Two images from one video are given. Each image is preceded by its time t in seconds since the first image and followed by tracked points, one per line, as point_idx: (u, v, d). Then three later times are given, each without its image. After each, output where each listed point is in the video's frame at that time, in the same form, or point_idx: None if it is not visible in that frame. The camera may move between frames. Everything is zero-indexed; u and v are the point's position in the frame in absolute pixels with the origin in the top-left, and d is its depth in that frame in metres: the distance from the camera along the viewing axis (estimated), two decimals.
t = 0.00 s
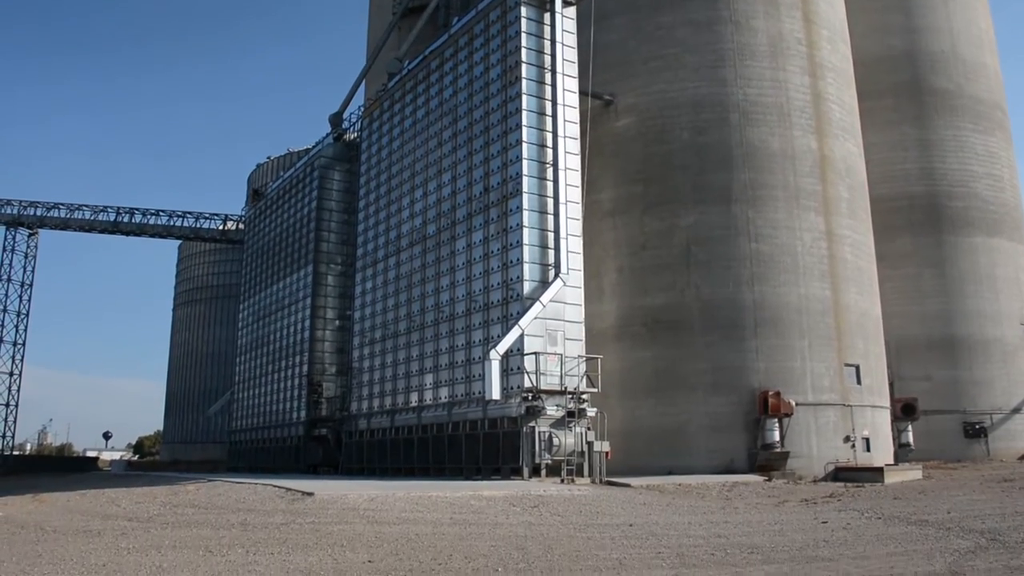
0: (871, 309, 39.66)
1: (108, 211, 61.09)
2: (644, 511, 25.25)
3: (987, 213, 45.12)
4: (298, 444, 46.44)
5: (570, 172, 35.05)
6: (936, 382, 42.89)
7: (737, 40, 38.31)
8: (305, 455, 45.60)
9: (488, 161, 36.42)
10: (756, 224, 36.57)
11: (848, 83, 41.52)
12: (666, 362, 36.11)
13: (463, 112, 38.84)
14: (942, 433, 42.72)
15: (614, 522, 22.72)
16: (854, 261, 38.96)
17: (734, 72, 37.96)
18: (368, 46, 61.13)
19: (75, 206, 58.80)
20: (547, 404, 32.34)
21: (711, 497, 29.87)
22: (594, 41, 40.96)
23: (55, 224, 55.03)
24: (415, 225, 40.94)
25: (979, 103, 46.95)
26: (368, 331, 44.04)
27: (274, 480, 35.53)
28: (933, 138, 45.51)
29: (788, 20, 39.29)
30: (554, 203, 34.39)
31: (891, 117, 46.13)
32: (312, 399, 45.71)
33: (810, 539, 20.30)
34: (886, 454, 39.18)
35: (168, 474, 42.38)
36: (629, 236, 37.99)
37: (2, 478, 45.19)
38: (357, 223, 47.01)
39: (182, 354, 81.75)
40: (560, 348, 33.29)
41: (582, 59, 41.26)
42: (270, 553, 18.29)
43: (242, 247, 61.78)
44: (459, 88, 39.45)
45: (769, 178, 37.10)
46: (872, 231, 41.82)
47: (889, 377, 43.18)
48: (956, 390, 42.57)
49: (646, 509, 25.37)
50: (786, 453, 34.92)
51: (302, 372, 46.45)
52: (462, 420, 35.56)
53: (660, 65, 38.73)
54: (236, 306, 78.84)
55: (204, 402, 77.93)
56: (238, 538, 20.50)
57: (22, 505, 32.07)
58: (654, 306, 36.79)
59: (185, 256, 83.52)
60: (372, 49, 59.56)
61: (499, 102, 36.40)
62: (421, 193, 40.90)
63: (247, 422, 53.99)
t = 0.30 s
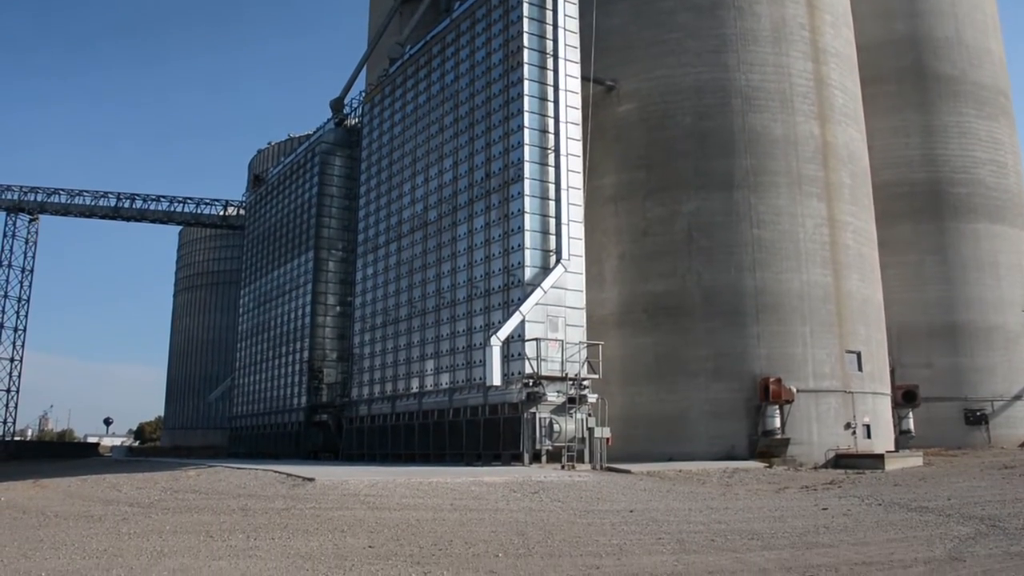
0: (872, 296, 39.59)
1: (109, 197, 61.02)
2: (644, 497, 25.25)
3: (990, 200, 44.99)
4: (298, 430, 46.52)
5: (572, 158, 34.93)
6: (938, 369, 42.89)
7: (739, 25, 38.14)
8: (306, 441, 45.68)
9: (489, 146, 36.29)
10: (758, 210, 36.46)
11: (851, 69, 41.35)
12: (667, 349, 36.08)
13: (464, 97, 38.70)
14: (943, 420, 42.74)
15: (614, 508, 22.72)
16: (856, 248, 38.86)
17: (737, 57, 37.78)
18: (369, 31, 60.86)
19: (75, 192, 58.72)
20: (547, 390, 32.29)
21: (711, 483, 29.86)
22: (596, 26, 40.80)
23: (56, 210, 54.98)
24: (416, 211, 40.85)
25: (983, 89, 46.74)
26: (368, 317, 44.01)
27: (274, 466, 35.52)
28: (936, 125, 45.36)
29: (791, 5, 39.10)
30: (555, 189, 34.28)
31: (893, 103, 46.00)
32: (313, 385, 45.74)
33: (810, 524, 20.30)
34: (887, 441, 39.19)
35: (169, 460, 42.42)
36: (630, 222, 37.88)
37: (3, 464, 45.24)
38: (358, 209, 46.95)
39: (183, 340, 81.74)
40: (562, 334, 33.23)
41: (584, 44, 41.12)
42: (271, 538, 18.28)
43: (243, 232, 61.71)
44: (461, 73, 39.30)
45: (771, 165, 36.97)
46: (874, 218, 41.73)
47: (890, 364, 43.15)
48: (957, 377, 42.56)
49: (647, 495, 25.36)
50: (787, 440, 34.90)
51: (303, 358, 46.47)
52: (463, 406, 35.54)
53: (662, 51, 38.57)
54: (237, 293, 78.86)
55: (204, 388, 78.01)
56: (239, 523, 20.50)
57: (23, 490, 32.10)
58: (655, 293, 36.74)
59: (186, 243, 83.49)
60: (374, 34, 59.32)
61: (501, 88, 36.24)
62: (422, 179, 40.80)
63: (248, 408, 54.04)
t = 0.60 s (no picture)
0: (875, 287, 39.51)
1: (110, 187, 60.96)
2: (646, 488, 25.24)
3: (993, 190, 44.86)
4: (301, 421, 46.58)
5: (574, 149, 34.85)
6: (940, 360, 42.86)
7: (742, 16, 37.99)
8: (308, 432, 45.74)
9: (491, 137, 36.18)
10: (761, 201, 36.35)
11: (854, 59, 41.19)
12: (669, 340, 36.06)
13: (466, 87, 38.57)
14: (946, 411, 42.71)
15: (616, 498, 22.72)
16: (859, 239, 38.76)
17: (740, 47, 37.63)
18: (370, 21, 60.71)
19: (76, 183, 58.64)
20: (550, 381, 32.18)
21: (713, 474, 29.85)
22: (599, 16, 40.66)
23: (57, 200, 54.92)
24: (418, 202, 40.78)
25: (987, 78, 46.57)
26: (370, 308, 43.98)
27: (276, 457, 35.52)
28: (940, 115, 45.21)
29: None
30: (558, 180, 34.19)
31: (897, 93, 45.88)
32: (316, 376, 45.76)
33: (812, 516, 20.29)
34: (889, 433, 39.16)
35: (171, 451, 42.47)
36: (633, 213, 37.80)
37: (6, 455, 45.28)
38: (359, 200, 46.89)
39: (185, 331, 81.75)
40: (563, 325, 33.18)
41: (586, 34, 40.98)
42: (273, 529, 18.26)
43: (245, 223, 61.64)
44: (463, 63, 39.17)
45: (774, 156, 36.85)
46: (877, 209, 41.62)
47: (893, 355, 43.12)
48: (959, 368, 42.52)
49: (649, 486, 25.35)
50: (789, 431, 34.87)
51: (305, 349, 46.48)
52: (465, 397, 35.51)
53: (664, 41, 38.43)
54: (239, 284, 78.83)
55: (206, 380, 78.05)
56: (241, 514, 20.48)
57: (26, 481, 32.14)
58: (657, 284, 36.68)
59: (187, 234, 83.44)
60: (376, 23, 59.11)
61: (503, 78, 36.10)
62: (424, 169, 40.72)
63: (250, 399, 54.06)
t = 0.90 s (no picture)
0: (880, 283, 39.44)
1: (114, 183, 61.05)
2: (651, 483, 25.28)
3: (999, 185, 44.74)
4: (306, 416, 46.69)
5: (578, 144, 34.81)
6: (945, 356, 42.82)
7: (747, 10, 37.89)
8: (313, 427, 45.81)
9: (495, 132, 36.14)
10: (766, 196, 36.28)
11: (860, 53, 41.06)
12: (674, 335, 36.06)
13: (470, 82, 38.53)
14: (951, 407, 42.70)
15: (621, 493, 22.76)
16: (863, 234, 38.68)
17: (745, 42, 37.53)
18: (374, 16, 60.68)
19: (80, 178, 58.72)
20: (554, 377, 32.21)
21: (717, 469, 29.84)
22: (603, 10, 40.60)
23: (61, 196, 55.03)
24: (422, 197, 40.79)
25: (993, 73, 46.42)
26: (375, 304, 44.00)
27: (280, 453, 35.57)
28: (945, 110, 45.08)
29: None
30: (562, 175, 34.14)
31: (902, 88, 45.78)
32: (321, 372, 45.86)
33: (817, 511, 20.30)
34: (894, 428, 39.14)
35: (176, 446, 42.58)
36: (637, 208, 37.78)
37: (11, 450, 45.42)
38: (363, 196, 46.92)
39: (190, 327, 81.89)
40: (568, 321, 33.11)
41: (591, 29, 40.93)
42: (278, 524, 18.30)
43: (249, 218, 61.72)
44: (466, 58, 39.13)
45: (778, 151, 36.77)
46: (882, 203, 41.55)
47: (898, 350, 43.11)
48: (964, 363, 42.47)
49: (654, 482, 25.36)
50: (794, 427, 34.86)
51: (310, 344, 46.55)
52: (470, 392, 35.54)
53: (669, 36, 38.36)
54: (243, 279, 78.93)
55: (211, 375, 78.20)
56: (246, 509, 20.53)
57: (32, 476, 32.27)
58: (661, 279, 36.66)
59: (192, 230, 83.56)
60: (380, 18, 59.05)
61: (507, 72, 36.03)
62: (428, 165, 40.72)
63: (254, 394, 54.18)
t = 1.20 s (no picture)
0: (889, 280, 39.35)
1: (124, 182, 61.33)
2: (661, 482, 25.31)
3: (1009, 182, 44.60)
4: (315, 415, 46.86)
5: (586, 142, 34.83)
6: (955, 353, 42.70)
7: (756, 7, 37.82)
8: (323, 426, 45.98)
9: (503, 130, 36.19)
10: (775, 194, 36.24)
11: (868, 50, 40.93)
12: (683, 334, 36.06)
13: (478, 81, 38.60)
14: (961, 405, 42.62)
15: (630, 492, 22.80)
16: (873, 231, 38.58)
17: (753, 39, 37.47)
18: (382, 15, 60.78)
19: (90, 178, 58.99)
20: (564, 375, 32.29)
21: (727, 468, 29.82)
22: (612, 8, 40.59)
23: (71, 196, 55.31)
24: (431, 196, 40.87)
25: (1003, 69, 46.25)
26: (384, 303, 44.12)
27: (291, 452, 35.73)
28: (955, 106, 44.94)
29: None
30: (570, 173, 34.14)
31: (911, 84, 45.65)
32: (330, 370, 46.05)
33: (827, 509, 20.30)
34: (903, 426, 39.08)
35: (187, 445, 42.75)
36: (645, 207, 37.77)
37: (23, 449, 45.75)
38: (372, 194, 47.04)
39: (200, 326, 82.20)
40: (577, 319, 33.15)
41: (599, 27, 40.95)
42: (289, 522, 18.41)
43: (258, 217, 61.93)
44: (474, 57, 39.18)
45: (788, 149, 36.72)
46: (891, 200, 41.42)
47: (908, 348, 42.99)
48: (974, 361, 42.37)
49: (664, 480, 25.41)
50: (803, 425, 34.83)
51: (319, 343, 46.73)
52: (479, 391, 35.63)
53: (677, 33, 38.33)
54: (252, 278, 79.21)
55: (221, 374, 78.50)
56: (257, 507, 20.63)
57: (45, 474, 32.51)
58: (670, 277, 36.65)
59: (201, 229, 83.88)
60: (387, 17, 59.14)
61: (515, 71, 36.07)
62: (437, 163, 40.80)
63: (264, 393, 54.40)
